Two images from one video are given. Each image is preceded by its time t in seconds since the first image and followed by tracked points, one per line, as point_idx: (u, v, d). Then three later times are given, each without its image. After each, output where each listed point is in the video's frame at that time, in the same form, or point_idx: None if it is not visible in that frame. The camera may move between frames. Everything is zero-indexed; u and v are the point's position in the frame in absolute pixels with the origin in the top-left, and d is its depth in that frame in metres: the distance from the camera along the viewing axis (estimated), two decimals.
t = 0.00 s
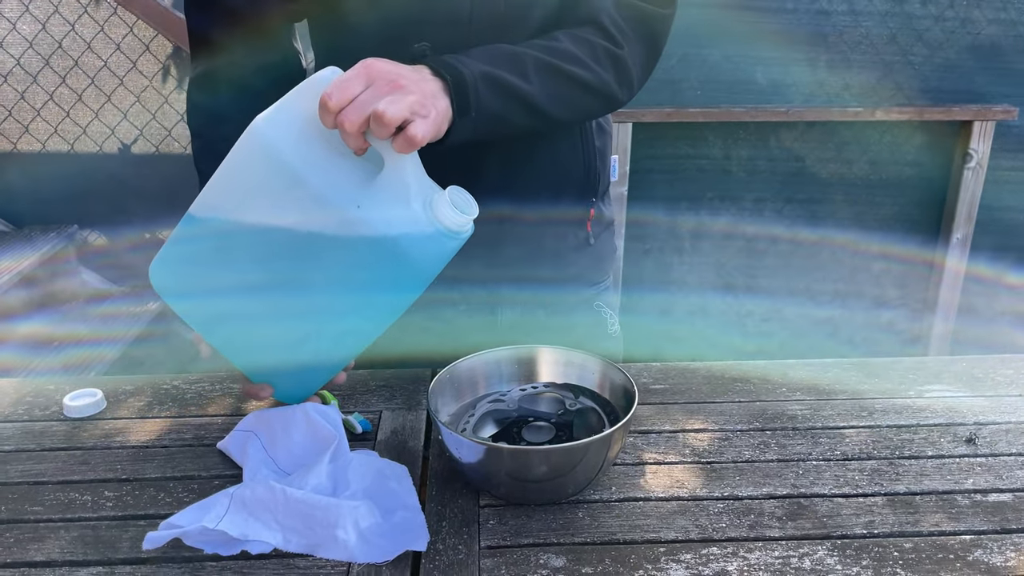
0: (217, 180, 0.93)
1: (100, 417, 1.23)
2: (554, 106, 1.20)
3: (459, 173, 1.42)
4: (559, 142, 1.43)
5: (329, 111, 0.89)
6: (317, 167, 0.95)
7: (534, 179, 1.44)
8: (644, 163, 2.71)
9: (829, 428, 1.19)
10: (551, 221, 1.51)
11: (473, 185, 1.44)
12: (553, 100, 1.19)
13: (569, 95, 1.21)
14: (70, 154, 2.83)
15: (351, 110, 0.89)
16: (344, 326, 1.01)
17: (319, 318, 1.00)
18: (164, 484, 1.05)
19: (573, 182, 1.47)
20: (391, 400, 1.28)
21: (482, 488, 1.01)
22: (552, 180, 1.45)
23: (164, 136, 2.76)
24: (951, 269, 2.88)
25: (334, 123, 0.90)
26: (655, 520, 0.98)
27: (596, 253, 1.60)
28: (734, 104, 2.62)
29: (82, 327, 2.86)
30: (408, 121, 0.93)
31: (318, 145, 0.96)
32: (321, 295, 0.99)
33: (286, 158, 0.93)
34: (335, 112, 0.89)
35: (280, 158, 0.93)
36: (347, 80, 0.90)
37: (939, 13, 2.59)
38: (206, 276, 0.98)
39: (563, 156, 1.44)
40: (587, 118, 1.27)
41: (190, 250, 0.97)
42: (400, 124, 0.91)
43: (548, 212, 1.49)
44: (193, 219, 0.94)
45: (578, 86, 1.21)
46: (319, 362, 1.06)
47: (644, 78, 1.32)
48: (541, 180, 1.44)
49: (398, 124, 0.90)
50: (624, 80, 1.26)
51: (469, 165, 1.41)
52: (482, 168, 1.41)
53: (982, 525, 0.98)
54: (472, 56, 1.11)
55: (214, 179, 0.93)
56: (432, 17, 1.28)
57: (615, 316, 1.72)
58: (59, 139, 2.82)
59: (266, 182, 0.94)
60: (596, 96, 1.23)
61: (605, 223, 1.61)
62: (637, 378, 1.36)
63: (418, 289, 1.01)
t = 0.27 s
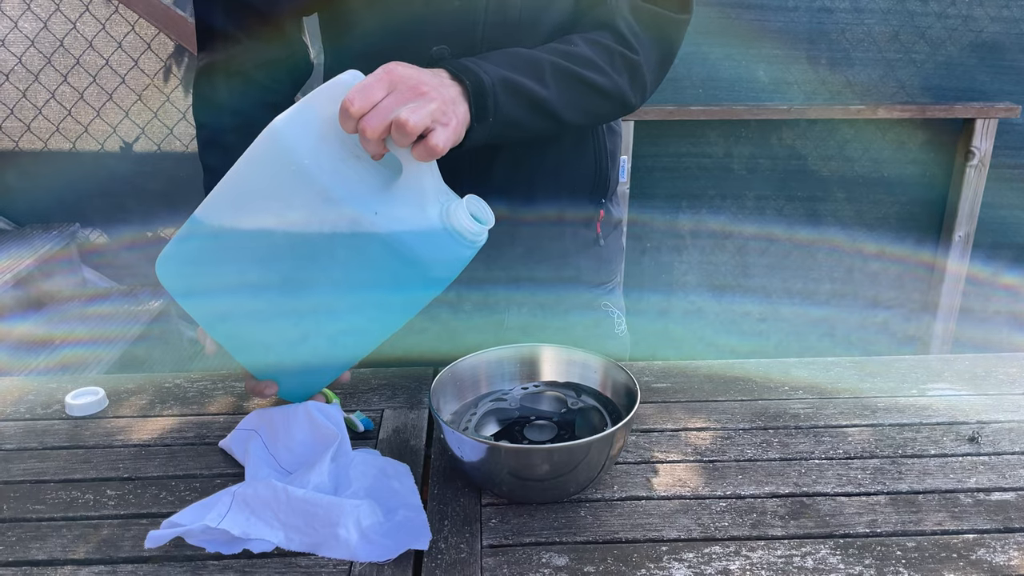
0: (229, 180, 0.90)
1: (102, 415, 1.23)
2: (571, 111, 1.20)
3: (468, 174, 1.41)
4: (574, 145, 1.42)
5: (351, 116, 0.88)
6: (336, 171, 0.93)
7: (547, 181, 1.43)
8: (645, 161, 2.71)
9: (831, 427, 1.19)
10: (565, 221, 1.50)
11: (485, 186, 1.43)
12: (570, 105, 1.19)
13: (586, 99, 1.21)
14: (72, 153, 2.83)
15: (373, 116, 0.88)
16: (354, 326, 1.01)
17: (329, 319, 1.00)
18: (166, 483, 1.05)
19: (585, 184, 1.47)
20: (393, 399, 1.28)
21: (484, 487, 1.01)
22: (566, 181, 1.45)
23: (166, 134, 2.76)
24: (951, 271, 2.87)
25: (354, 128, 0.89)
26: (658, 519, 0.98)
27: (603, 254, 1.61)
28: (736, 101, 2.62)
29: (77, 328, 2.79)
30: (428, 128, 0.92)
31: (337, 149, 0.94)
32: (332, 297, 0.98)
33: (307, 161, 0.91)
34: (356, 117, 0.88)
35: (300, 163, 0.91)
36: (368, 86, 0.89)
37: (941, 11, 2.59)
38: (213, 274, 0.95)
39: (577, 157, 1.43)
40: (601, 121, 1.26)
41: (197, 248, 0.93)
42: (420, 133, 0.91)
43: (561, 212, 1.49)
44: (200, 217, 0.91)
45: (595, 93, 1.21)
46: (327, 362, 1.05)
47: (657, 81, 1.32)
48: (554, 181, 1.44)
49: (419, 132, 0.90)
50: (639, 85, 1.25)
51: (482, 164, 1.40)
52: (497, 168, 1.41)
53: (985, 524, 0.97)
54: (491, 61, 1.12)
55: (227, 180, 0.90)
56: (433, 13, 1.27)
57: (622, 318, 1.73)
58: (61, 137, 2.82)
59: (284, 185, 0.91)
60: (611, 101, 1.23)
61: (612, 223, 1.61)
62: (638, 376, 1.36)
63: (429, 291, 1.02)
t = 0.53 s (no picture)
0: (235, 179, 0.88)
1: (101, 415, 1.23)
2: (577, 115, 1.20)
3: (470, 173, 1.41)
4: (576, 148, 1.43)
5: (361, 122, 0.87)
6: (344, 175, 0.92)
7: (550, 182, 1.44)
8: (646, 159, 2.70)
9: (831, 426, 1.19)
10: (570, 218, 1.50)
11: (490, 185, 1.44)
12: (576, 109, 1.19)
13: (592, 103, 1.21)
14: (73, 152, 2.82)
15: (384, 122, 0.87)
16: (357, 325, 1.02)
17: (331, 319, 1.00)
18: (165, 483, 1.05)
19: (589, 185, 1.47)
20: (392, 399, 1.28)
21: (483, 487, 1.00)
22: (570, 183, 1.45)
23: (167, 133, 2.76)
24: (954, 266, 2.86)
25: (363, 133, 0.88)
26: (658, 519, 0.98)
27: (608, 257, 1.61)
28: (737, 99, 2.61)
29: (82, 324, 2.81)
30: (438, 136, 0.92)
31: (345, 152, 0.93)
32: (335, 297, 0.98)
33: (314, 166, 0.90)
34: (367, 122, 0.87)
35: (308, 167, 0.89)
36: (379, 91, 0.89)
37: (942, 9, 2.58)
38: (217, 272, 0.94)
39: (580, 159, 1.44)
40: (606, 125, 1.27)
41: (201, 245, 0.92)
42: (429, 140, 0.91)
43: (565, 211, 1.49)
44: (203, 215, 0.89)
45: (600, 97, 1.21)
46: (328, 358, 1.05)
47: (662, 85, 1.32)
48: (557, 181, 1.44)
49: (430, 140, 0.90)
50: (644, 89, 1.25)
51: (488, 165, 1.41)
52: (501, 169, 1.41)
53: (986, 524, 0.97)
54: (499, 65, 1.12)
55: (233, 181, 0.88)
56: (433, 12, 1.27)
57: (626, 316, 1.72)
58: (61, 136, 2.81)
59: (291, 187, 0.90)
60: (616, 105, 1.23)
61: (617, 223, 1.61)
62: (638, 376, 1.36)
63: (431, 292, 1.02)
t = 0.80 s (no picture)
0: (238, 177, 0.88)
1: (101, 414, 1.23)
2: (578, 117, 1.20)
3: (470, 173, 1.41)
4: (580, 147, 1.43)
5: (364, 121, 0.88)
6: (345, 174, 0.92)
7: (553, 180, 1.44)
8: (647, 159, 2.71)
9: (830, 425, 1.19)
10: (572, 217, 1.50)
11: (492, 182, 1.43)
12: (577, 111, 1.19)
13: (594, 104, 1.21)
14: (74, 152, 2.82)
15: (386, 122, 0.88)
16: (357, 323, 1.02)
17: (332, 317, 1.00)
18: (165, 481, 1.05)
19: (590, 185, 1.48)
20: (392, 398, 1.28)
21: (483, 486, 1.01)
22: (574, 180, 1.45)
23: (167, 134, 2.76)
24: (956, 262, 2.87)
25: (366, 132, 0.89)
26: (656, 517, 0.98)
27: (608, 256, 1.61)
28: (736, 99, 2.62)
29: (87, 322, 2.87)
30: (440, 137, 0.93)
31: (347, 151, 0.93)
32: (336, 295, 0.98)
33: (316, 165, 0.90)
34: (370, 122, 0.88)
35: (311, 166, 0.89)
36: (382, 91, 0.89)
37: (942, 8, 2.58)
38: (217, 269, 0.93)
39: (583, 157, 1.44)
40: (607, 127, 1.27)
41: (201, 242, 0.92)
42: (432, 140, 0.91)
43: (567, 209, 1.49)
44: (204, 211, 0.89)
45: (602, 99, 1.21)
46: (328, 356, 1.05)
47: (663, 86, 1.32)
48: (561, 178, 1.44)
49: (432, 140, 0.90)
50: (645, 91, 1.26)
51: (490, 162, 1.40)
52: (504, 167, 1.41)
53: (984, 522, 0.97)
54: (501, 64, 1.12)
55: (235, 179, 0.88)
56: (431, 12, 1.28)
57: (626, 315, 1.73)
58: (62, 137, 2.82)
59: (292, 185, 0.90)
60: (617, 106, 1.23)
61: (616, 222, 1.61)
62: (638, 375, 1.36)
63: (431, 290, 1.04)
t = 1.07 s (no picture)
0: (239, 177, 0.88)
1: (102, 417, 1.23)
2: (579, 119, 1.21)
3: (471, 176, 1.42)
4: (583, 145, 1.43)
5: (365, 121, 0.88)
6: (346, 174, 0.92)
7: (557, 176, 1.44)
8: (648, 160, 2.71)
9: (830, 427, 1.19)
10: (573, 210, 1.50)
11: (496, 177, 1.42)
12: (578, 112, 1.20)
13: (595, 105, 1.22)
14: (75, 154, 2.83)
15: (388, 122, 0.88)
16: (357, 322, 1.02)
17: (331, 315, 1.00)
18: (166, 484, 1.05)
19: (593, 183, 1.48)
20: (392, 401, 1.28)
21: (483, 488, 1.01)
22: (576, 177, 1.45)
23: (168, 136, 2.77)
24: (957, 255, 2.86)
25: (367, 133, 0.89)
26: (656, 519, 0.98)
27: (608, 257, 1.61)
28: (737, 100, 2.62)
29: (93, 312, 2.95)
30: (442, 137, 0.93)
31: (347, 151, 0.93)
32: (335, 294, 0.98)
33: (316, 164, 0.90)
34: (371, 122, 0.88)
35: (311, 165, 0.89)
36: (384, 91, 0.89)
37: (943, 10, 2.58)
38: (215, 267, 0.93)
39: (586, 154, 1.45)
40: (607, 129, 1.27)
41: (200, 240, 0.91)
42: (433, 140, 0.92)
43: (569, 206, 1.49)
44: (206, 211, 0.89)
45: (603, 100, 1.22)
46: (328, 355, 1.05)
47: (664, 89, 1.33)
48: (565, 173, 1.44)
49: (433, 141, 0.91)
50: (646, 92, 1.26)
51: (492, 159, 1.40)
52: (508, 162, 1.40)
53: (984, 524, 0.97)
54: (503, 65, 1.12)
55: (235, 178, 0.88)
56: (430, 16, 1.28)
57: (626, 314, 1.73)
58: (63, 139, 2.82)
59: (292, 184, 0.90)
60: (619, 108, 1.24)
61: (617, 224, 1.61)
62: (638, 377, 1.36)
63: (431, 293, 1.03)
